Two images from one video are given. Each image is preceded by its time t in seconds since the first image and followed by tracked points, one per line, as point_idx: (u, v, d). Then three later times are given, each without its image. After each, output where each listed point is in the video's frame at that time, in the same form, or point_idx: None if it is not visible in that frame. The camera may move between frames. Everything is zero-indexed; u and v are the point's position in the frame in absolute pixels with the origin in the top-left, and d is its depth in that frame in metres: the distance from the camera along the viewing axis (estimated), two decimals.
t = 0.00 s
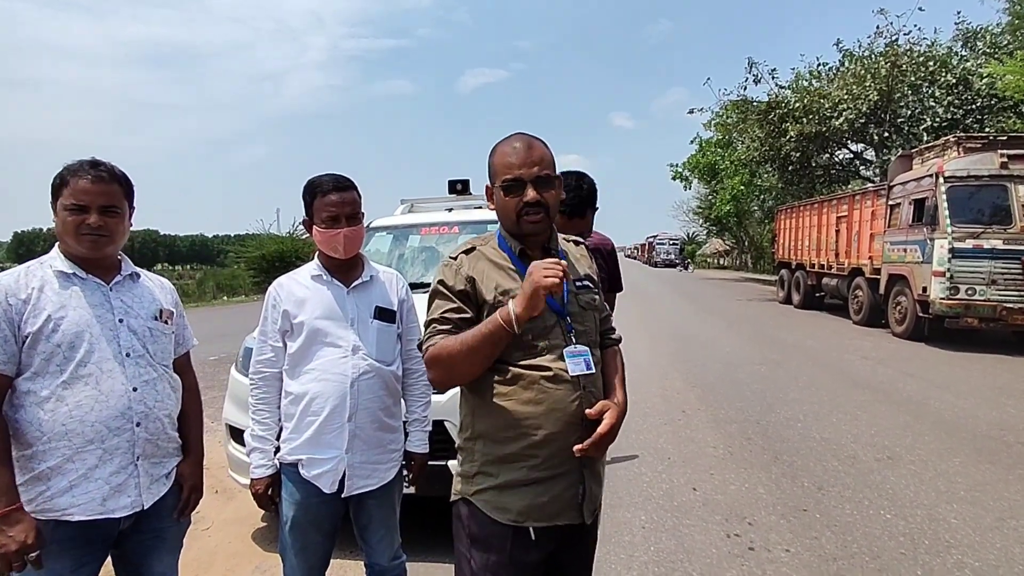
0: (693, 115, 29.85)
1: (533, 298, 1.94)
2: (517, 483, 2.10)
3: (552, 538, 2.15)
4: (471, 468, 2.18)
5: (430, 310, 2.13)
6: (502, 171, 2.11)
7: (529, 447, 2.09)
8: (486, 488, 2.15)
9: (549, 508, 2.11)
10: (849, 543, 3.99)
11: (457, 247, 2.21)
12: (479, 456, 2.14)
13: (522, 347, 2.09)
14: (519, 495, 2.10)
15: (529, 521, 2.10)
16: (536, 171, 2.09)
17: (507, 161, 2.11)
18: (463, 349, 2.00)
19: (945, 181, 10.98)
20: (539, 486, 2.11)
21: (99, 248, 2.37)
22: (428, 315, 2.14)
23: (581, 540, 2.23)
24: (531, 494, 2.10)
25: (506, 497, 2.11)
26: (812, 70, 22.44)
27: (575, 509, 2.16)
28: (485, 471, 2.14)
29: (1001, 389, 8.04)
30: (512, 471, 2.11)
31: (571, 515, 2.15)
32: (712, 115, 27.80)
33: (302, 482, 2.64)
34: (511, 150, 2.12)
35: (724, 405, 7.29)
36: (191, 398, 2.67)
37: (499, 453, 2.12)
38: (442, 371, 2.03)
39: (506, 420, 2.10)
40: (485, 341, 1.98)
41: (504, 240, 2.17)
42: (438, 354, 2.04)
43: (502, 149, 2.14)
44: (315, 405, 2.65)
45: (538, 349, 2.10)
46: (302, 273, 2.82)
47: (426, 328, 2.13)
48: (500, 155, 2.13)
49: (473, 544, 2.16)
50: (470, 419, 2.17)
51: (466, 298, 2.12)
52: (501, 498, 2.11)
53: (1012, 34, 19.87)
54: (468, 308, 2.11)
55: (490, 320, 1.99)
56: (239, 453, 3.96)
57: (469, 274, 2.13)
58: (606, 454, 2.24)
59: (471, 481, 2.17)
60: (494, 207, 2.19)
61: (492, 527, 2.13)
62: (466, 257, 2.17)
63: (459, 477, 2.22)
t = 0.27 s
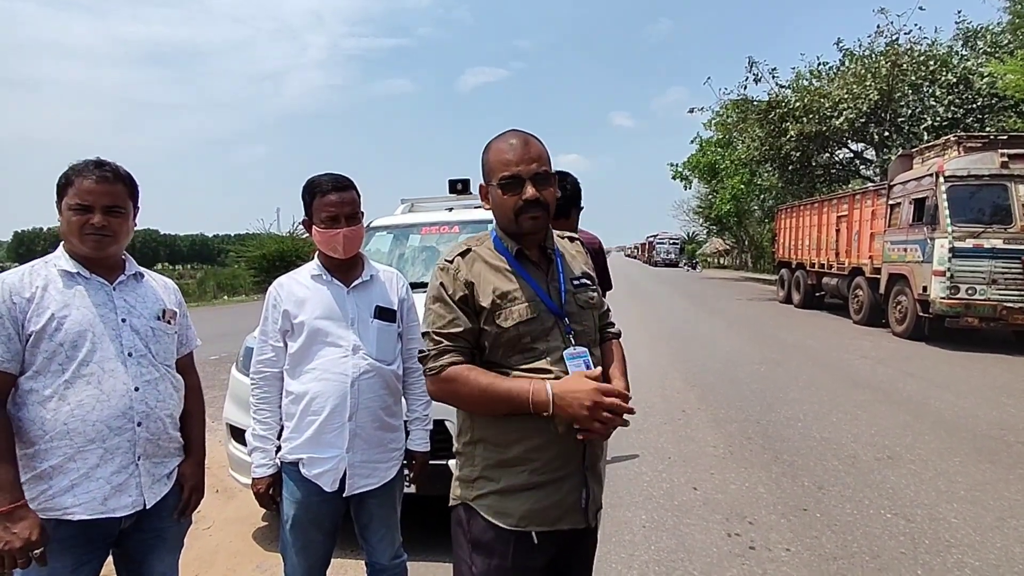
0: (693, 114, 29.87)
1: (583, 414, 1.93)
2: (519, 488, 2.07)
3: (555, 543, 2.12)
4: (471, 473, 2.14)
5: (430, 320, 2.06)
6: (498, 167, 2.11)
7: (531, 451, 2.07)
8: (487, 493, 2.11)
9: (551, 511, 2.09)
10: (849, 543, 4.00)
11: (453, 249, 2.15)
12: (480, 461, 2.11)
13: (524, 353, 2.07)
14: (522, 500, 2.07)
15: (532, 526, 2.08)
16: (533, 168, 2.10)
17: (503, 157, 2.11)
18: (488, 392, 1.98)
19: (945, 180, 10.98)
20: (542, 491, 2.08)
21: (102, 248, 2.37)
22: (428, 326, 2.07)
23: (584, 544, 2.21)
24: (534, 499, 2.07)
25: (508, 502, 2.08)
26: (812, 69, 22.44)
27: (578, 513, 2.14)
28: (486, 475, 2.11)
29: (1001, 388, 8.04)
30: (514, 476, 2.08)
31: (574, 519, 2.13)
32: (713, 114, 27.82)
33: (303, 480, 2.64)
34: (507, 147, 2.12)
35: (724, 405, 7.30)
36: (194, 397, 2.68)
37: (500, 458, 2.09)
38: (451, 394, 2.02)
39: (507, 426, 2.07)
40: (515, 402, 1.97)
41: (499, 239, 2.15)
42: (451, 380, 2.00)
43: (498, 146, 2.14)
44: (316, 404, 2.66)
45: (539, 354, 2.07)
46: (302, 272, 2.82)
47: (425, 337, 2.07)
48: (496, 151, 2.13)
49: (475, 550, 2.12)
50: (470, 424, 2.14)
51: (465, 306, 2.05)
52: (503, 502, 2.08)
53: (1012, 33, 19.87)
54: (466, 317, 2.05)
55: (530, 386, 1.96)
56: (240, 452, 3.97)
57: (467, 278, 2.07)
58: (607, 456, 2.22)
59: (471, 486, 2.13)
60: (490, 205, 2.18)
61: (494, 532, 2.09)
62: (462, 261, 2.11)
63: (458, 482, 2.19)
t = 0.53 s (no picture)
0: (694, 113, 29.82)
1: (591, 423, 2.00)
2: (523, 493, 2.06)
3: (560, 548, 2.11)
4: (474, 479, 2.13)
5: (429, 326, 2.04)
6: (498, 165, 2.10)
7: (535, 456, 2.06)
8: (491, 500, 2.10)
9: (556, 517, 2.08)
10: (850, 543, 3.99)
11: (452, 250, 2.13)
12: (483, 467, 2.10)
13: (526, 356, 2.06)
14: (526, 506, 2.06)
15: (536, 531, 2.07)
16: (534, 167, 2.10)
17: (504, 155, 2.10)
18: (494, 404, 1.97)
19: (946, 180, 10.97)
20: (546, 496, 2.07)
21: (109, 248, 2.37)
22: (427, 331, 2.05)
23: (589, 548, 2.20)
24: (538, 504, 2.07)
25: (512, 508, 2.07)
26: (814, 69, 22.41)
27: (582, 517, 2.14)
28: (490, 481, 2.09)
29: (1002, 388, 8.03)
30: (517, 481, 2.07)
31: (578, 523, 2.13)
32: (714, 114, 27.80)
33: (303, 480, 2.64)
34: (507, 145, 2.11)
35: (725, 405, 7.29)
36: (197, 397, 2.68)
37: (503, 463, 2.08)
38: (453, 403, 2.00)
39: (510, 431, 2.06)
40: (523, 417, 1.98)
41: (497, 240, 2.14)
42: (455, 390, 1.99)
43: (498, 143, 2.13)
44: (316, 403, 2.65)
45: (540, 357, 2.06)
46: (303, 272, 2.82)
47: (425, 343, 2.05)
48: (496, 149, 2.12)
49: (479, 558, 2.11)
50: (472, 430, 2.12)
51: (465, 309, 2.04)
52: (507, 509, 2.07)
53: (1014, 33, 19.83)
54: (466, 321, 2.03)
55: (539, 401, 1.98)
56: (241, 452, 3.96)
57: (467, 280, 2.06)
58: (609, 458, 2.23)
59: (475, 492, 2.12)
60: (489, 204, 2.17)
61: (498, 539, 2.08)
62: (461, 263, 2.10)
63: (461, 489, 2.17)
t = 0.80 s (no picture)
0: (696, 114, 29.80)
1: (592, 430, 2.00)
2: (528, 497, 2.05)
3: (564, 550, 2.11)
4: (475, 484, 2.11)
5: (430, 329, 2.03)
6: (501, 166, 2.09)
7: (539, 459, 2.05)
8: (493, 504, 2.08)
9: (560, 519, 2.08)
10: (851, 544, 3.99)
11: (452, 252, 2.11)
12: (486, 472, 2.08)
13: (529, 358, 2.05)
14: (530, 509, 2.05)
15: (541, 535, 2.06)
16: (537, 169, 2.09)
17: (507, 157, 2.09)
18: (499, 405, 1.95)
19: (948, 181, 10.95)
20: (550, 498, 2.07)
21: (113, 248, 2.37)
22: (428, 334, 2.03)
23: (592, 549, 2.20)
24: (543, 507, 2.06)
25: (516, 512, 2.05)
26: (815, 69, 22.38)
27: (586, 519, 2.14)
28: (493, 486, 2.07)
29: (1003, 389, 8.02)
30: (521, 485, 2.05)
31: (582, 525, 2.12)
32: (715, 115, 27.79)
33: (303, 480, 2.63)
34: (510, 146, 2.10)
35: (726, 405, 7.28)
36: (200, 397, 2.67)
37: (507, 467, 2.06)
38: (459, 407, 1.97)
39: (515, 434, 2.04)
40: (528, 416, 1.96)
41: (498, 241, 2.13)
42: (458, 393, 1.97)
43: (500, 145, 2.12)
44: (316, 404, 2.65)
45: (543, 358, 2.06)
46: (303, 272, 2.81)
47: (426, 346, 2.03)
48: (498, 151, 2.11)
49: (483, 564, 2.08)
50: (473, 434, 2.10)
51: (466, 312, 2.02)
52: (511, 513, 2.05)
53: (1016, 33, 19.79)
54: (468, 323, 2.02)
55: (544, 403, 1.97)
56: (241, 451, 3.96)
57: (469, 282, 2.05)
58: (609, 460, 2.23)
59: (477, 498, 2.09)
60: (489, 206, 2.16)
61: (502, 544, 2.06)
62: (462, 265, 2.08)
63: (461, 495, 2.14)
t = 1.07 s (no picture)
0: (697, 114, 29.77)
1: (580, 375, 1.84)
2: (529, 500, 2.04)
3: (563, 552, 2.11)
4: (474, 486, 2.09)
5: (426, 329, 2.01)
6: (497, 167, 2.09)
7: (540, 462, 2.04)
8: (493, 507, 2.06)
9: (560, 522, 2.07)
10: (852, 544, 3.98)
11: (448, 253, 2.10)
12: (485, 474, 2.06)
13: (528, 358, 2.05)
14: (530, 512, 2.05)
15: (541, 538, 2.05)
16: (534, 169, 2.09)
17: (503, 158, 2.09)
18: (489, 386, 1.91)
19: (949, 181, 10.94)
20: (550, 501, 2.06)
21: (116, 248, 2.37)
22: (424, 334, 2.02)
23: (591, 552, 2.20)
24: (543, 510, 2.05)
25: (516, 515, 2.04)
26: (816, 70, 22.36)
27: (586, 521, 2.14)
28: (492, 488, 2.06)
29: (1005, 390, 8.00)
30: (521, 488, 2.04)
31: (581, 528, 2.12)
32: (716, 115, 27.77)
33: (303, 480, 2.63)
34: (506, 147, 2.10)
35: (726, 406, 7.27)
36: (203, 396, 2.67)
37: (507, 470, 2.04)
38: (453, 400, 1.94)
39: (515, 435, 2.03)
40: (518, 384, 1.89)
41: (496, 242, 2.12)
42: (452, 383, 1.93)
43: (496, 145, 2.12)
44: (317, 404, 2.64)
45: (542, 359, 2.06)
46: (303, 272, 2.81)
47: (422, 346, 2.01)
48: (494, 150, 2.11)
49: (483, 567, 2.07)
50: (472, 435, 2.08)
51: (464, 312, 2.01)
52: (511, 516, 2.04)
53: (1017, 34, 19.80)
54: (466, 323, 2.01)
55: (527, 368, 1.88)
56: (241, 451, 3.96)
57: (466, 282, 2.04)
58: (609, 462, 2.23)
59: (476, 500, 2.07)
60: (486, 206, 2.16)
61: (502, 547, 2.05)
62: (459, 265, 2.07)
63: (460, 497, 2.13)
